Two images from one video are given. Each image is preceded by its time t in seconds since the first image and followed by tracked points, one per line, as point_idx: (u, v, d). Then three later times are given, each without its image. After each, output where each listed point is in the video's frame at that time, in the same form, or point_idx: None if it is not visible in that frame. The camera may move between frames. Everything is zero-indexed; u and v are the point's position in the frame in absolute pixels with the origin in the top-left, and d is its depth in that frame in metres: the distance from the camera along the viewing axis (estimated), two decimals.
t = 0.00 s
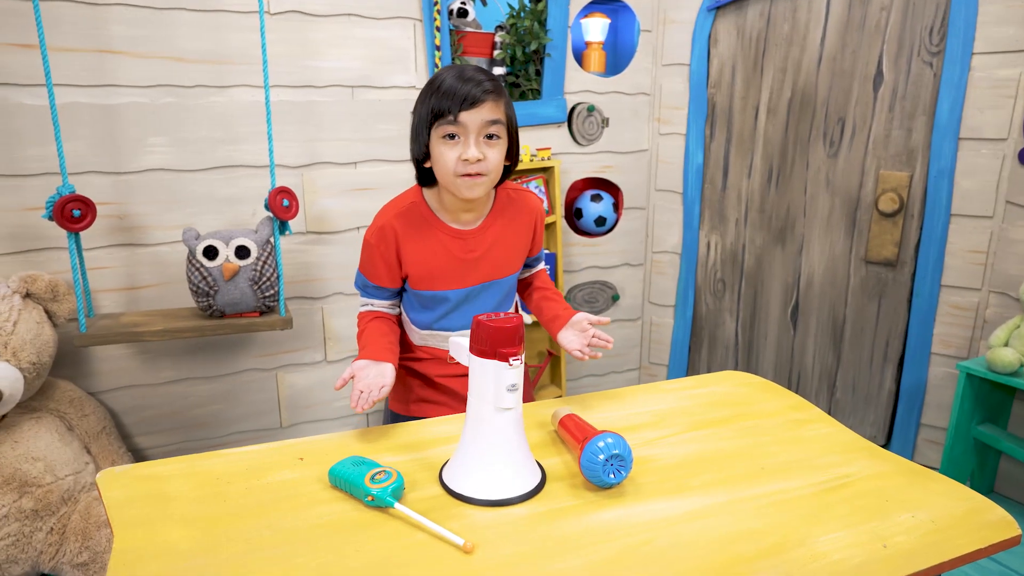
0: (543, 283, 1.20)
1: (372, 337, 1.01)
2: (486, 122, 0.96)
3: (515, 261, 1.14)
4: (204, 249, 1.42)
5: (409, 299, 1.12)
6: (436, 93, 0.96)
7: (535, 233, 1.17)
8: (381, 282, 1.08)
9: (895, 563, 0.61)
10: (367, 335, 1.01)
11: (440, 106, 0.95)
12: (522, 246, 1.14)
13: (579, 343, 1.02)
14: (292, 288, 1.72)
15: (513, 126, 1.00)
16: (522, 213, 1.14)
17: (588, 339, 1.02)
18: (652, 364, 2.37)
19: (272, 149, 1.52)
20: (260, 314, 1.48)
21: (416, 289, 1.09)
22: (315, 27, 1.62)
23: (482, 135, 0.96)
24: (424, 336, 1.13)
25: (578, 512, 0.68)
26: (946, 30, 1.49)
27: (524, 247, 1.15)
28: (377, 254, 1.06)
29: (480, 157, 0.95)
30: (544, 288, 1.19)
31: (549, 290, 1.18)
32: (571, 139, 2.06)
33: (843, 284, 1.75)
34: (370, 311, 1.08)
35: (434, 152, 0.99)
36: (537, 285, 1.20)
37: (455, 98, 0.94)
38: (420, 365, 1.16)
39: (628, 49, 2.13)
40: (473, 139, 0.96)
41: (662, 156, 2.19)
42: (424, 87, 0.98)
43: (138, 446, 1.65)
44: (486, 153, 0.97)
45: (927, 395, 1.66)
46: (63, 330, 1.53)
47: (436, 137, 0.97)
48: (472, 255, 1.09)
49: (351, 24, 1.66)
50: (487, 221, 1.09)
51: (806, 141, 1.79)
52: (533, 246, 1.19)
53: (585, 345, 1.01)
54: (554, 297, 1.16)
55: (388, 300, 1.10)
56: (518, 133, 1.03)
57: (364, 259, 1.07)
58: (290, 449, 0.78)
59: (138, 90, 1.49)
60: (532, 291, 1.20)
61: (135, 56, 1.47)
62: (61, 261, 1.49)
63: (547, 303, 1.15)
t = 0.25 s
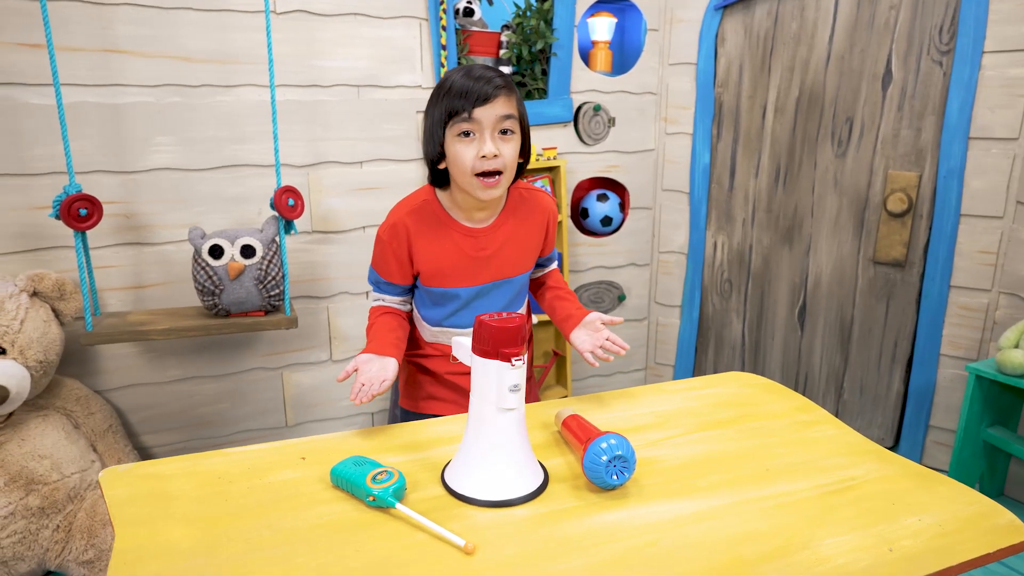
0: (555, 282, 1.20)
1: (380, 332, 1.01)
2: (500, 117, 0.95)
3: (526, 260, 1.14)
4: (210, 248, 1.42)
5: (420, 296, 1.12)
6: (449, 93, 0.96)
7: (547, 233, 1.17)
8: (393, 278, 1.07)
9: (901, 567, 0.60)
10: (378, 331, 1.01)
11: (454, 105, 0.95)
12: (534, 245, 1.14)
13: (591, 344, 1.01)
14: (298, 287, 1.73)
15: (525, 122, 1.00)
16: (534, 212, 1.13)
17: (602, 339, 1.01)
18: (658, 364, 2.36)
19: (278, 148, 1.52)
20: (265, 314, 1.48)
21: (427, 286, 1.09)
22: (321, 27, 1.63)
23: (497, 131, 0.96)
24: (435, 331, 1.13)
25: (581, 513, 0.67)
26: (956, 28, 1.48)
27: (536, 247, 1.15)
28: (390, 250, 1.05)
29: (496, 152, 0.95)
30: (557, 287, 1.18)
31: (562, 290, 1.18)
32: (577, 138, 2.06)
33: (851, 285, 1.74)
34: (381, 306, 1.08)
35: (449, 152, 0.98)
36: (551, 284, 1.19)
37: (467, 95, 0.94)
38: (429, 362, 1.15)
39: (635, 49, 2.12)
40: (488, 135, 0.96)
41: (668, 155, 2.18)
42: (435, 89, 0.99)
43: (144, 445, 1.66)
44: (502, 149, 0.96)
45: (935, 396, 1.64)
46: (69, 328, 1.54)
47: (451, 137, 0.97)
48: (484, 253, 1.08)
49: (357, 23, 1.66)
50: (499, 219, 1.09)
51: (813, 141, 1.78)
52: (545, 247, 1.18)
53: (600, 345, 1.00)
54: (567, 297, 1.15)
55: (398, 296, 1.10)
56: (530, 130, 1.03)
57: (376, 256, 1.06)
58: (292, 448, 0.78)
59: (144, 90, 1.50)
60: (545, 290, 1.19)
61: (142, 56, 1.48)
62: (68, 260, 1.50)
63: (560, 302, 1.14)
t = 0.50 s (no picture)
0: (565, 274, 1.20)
1: (382, 319, 1.01)
2: (511, 109, 0.96)
3: (535, 254, 1.14)
4: (215, 247, 1.42)
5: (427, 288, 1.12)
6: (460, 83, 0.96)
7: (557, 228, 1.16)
8: (400, 267, 1.08)
9: (906, 571, 0.60)
10: (381, 316, 1.02)
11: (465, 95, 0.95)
12: (543, 239, 1.14)
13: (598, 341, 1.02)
14: (303, 286, 1.73)
15: (534, 113, 1.01)
16: (543, 206, 1.13)
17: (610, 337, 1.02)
18: (663, 365, 2.35)
19: (283, 147, 1.52)
20: (270, 313, 1.48)
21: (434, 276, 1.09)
22: (327, 26, 1.63)
23: (507, 122, 0.96)
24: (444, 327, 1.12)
25: (583, 515, 0.67)
26: (965, 27, 1.47)
27: (545, 241, 1.14)
28: (398, 239, 1.07)
29: (506, 144, 0.95)
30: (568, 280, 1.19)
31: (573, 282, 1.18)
32: (583, 138, 2.05)
33: (858, 285, 1.73)
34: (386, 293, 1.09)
35: (459, 142, 0.99)
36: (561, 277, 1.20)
37: (478, 87, 0.94)
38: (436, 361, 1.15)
39: (641, 48, 2.11)
40: (498, 126, 0.96)
41: (674, 155, 2.17)
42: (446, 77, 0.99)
43: (149, 443, 1.67)
44: (512, 140, 0.97)
45: (944, 398, 1.64)
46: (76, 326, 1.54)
47: (461, 127, 0.97)
48: (492, 244, 1.08)
49: (362, 23, 1.65)
50: (508, 210, 1.09)
51: (821, 140, 1.77)
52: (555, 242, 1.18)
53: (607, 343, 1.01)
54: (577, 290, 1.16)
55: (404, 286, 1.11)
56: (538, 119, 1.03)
57: (385, 244, 1.08)
58: (294, 447, 0.78)
59: (151, 89, 1.50)
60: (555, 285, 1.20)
61: (148, 55, 1.48)
62: (74, 258, 1.50)
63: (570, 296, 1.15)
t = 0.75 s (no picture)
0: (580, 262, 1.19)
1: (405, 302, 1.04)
2: (521, 107, 0.95)
3: (548, 243, 1.12)
4: (218, 246, 1.42)
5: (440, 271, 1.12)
6: (475, 77, 0.95)
7: (571, 220, 1.15)
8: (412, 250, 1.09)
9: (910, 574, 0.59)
10: (404, 300, 1.05)
11: (476, 89, 0.95)
12: (556, 228, 1.12)
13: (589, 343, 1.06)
14: (306, 286, 1.73)
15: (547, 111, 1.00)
16: (556, 195, 1.12)
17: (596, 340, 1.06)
18: (668, 365, 2.34)
19: (287, 147, 1.52)
20: (274, 312, 1.48)
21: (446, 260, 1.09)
22: (331, 26, 1.63)
23: (517, 120, 0.96)
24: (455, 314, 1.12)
25: (584, 516, 0.66)
26: (973, 25, 1.46)
27: (558, 232, 1.13)
28: (411, 221, 1.06)
29: (513, 143, 0.95)
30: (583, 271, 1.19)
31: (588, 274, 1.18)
32: (587, 138, 2.05)
33: (864, 286, 1.71)
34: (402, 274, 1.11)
35: (470, 132, 0.99)
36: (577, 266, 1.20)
37: (490, 83, 0.94)
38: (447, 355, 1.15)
39: (646, 47, 2.11)
40: (507, 124, 0.96)
41: (679, 155, 2.16)
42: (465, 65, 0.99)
43: (153, 442, 1.67)
44: (519, 138, 0.96)
45: (950, 400, 1.63)
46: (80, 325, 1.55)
47: (472, 119, 0.97)
48: (504, 230, 1.07)
49: (366, 22, 1.65)
50: (521, 198, 1.08)
51: (827, 140, 1.76)
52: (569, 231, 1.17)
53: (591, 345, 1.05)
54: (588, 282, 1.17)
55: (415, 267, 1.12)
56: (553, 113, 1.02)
57: (398, 227, 1.08)
58: (296, 447, 0.77)
59: (155, 88, 1.50)
60: (569, 274, 1.20)
61: (152, 54, 1.48)
62: (79, 257, 1.51)
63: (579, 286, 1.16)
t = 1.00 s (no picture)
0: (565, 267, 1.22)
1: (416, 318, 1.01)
2: (521, 108, 0.95)
3: (551, 233, 1.13)
4: (220, 246, 1.42)
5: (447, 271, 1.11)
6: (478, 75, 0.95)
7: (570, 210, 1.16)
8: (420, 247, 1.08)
9: None
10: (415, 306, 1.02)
11: (478, 88, 0.95)
12: (558, 218, 1.13)
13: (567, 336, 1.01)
14: (309, 286, 1.73)
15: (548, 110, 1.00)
16: (556, 187, 1.13)
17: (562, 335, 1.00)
18: (671, 366, 2.33)
19: (289, 147, 1.52)
20: (276, 312, 1.49)
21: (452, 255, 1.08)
22: (333, 26, 1.63)
23: (516, 120, 0.96)
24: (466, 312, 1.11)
25: (584, 517, 0.66)
26: (978, 25, 1.45)
27: (560, 222, 1.14)
28: (416, 217, 1.07)
29: (512, 143, 0.95)
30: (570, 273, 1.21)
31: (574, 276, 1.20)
32: (590, 138, 2.04)
33: (868, 287, 1.71)
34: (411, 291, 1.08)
35: (471, 128, 0.99)
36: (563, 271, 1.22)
37: (493, 85, 0.94)
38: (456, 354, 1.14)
39: (649, 47, 2.10)
40: (508, 123, 0.96)
41: (682, 155, 2.16)
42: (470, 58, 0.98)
43: (156, 441, 1.68)
44: (518, 137, 0.97)
45: (954, 401, 1.62)
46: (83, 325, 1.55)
47: (473, 115, 0.98)
48: (507, 220, 1.08)
49: (368, 22, 1.65)
50: (522, 189, 1.10)
51: (830, 140, 1.75)
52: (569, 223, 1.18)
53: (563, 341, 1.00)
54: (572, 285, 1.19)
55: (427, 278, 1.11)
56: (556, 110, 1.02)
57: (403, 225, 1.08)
58: (296, 447, 0.77)
59: (158, 88, 1.50)
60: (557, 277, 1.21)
61: (155, 55, 1.49)
62: (82, 257, 1.51)
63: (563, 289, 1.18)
